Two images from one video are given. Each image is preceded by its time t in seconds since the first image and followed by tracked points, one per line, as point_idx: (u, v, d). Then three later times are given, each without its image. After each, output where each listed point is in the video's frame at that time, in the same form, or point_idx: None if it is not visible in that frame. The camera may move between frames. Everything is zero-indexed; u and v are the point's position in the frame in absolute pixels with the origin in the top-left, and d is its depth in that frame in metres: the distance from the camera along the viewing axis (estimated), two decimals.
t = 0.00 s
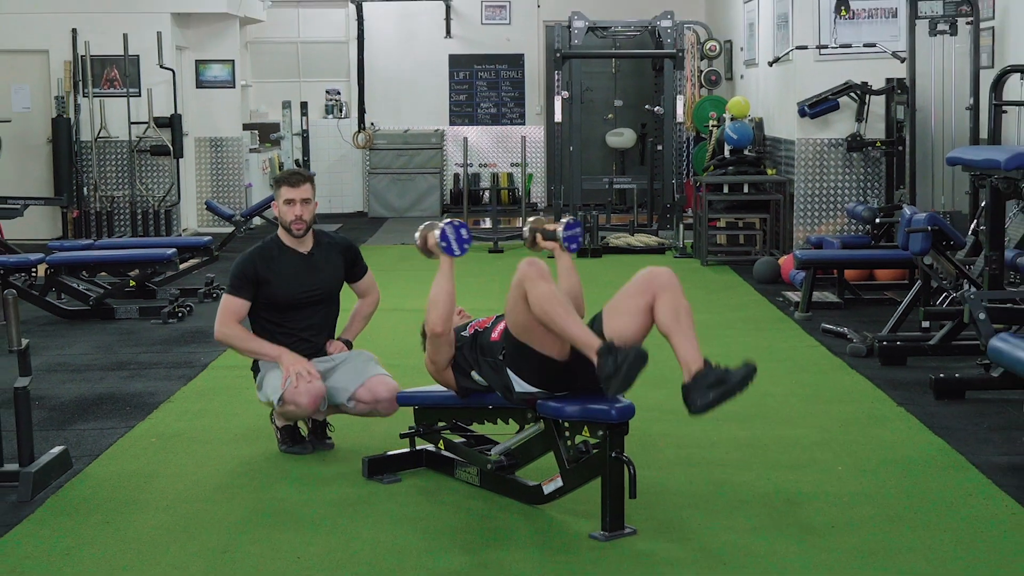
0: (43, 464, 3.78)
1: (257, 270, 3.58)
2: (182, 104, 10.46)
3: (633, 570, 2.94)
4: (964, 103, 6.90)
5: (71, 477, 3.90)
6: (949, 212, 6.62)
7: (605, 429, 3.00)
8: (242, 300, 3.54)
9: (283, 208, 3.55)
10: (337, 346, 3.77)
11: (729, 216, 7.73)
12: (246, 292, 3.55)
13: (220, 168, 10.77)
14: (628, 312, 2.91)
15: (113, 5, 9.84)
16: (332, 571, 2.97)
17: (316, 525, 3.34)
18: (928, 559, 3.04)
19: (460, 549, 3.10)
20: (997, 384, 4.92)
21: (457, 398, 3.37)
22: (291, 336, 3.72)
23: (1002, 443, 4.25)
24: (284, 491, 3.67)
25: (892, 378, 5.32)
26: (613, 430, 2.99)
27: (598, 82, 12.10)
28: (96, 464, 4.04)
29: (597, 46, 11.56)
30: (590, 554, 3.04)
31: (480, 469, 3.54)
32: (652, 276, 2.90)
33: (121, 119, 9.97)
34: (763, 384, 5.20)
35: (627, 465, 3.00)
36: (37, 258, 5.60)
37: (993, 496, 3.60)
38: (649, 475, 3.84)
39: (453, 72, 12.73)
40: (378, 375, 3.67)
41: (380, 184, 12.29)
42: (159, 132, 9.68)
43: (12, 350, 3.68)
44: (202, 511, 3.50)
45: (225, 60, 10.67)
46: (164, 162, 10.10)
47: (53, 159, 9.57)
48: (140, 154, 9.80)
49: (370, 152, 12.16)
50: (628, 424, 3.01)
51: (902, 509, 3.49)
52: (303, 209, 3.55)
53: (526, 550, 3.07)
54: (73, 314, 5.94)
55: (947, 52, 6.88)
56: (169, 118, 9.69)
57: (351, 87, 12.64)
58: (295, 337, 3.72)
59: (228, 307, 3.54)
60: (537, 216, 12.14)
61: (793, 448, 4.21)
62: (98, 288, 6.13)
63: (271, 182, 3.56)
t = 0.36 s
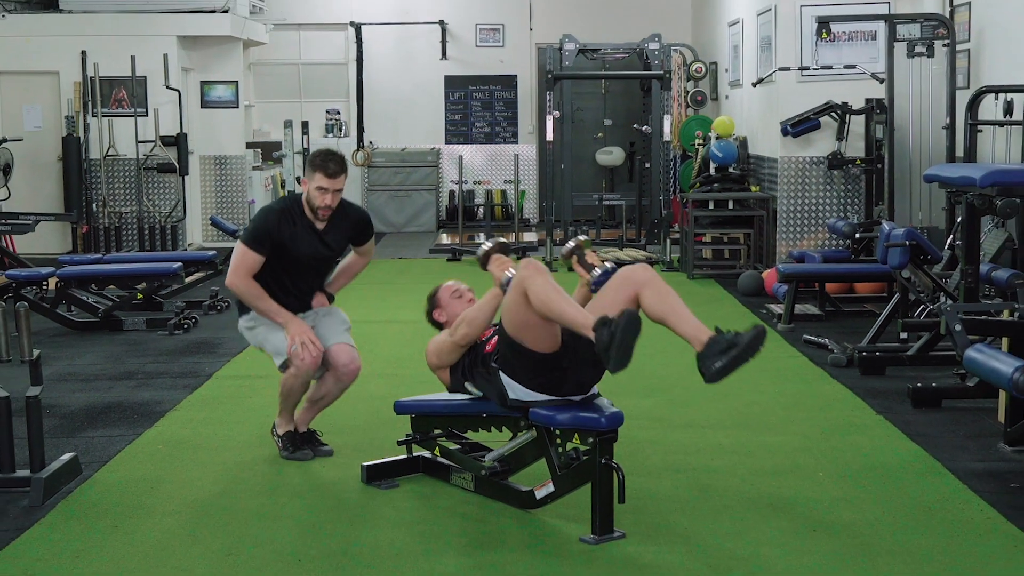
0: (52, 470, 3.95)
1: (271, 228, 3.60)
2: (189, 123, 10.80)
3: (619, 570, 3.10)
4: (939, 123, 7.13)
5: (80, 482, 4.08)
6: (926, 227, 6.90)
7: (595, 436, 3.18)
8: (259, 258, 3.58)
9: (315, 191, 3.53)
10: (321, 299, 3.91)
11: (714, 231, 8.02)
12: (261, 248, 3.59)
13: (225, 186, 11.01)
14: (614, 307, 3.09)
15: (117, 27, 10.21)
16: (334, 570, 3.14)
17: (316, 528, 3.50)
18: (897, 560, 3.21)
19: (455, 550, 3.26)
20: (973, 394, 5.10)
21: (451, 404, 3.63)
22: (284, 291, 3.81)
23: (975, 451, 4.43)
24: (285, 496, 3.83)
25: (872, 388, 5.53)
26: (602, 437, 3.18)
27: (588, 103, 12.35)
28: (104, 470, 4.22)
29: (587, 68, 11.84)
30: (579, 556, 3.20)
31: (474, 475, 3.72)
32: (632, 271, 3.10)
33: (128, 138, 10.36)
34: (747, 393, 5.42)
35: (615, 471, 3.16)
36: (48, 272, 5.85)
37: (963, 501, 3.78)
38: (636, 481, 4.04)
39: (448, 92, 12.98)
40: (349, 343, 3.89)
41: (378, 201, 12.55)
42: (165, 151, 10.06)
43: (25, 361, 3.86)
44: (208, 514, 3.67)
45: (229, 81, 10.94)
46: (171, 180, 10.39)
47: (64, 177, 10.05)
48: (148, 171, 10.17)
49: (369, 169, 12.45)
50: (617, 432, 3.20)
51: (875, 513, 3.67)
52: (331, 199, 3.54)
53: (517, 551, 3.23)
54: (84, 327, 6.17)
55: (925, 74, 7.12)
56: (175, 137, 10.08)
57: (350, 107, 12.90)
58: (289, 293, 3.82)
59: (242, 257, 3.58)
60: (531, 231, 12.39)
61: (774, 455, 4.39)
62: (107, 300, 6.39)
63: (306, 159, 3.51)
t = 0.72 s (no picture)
0: (63, 475, 3.79)
1: (277, 205, 3.68)
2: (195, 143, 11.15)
3: None
4: (917, 142, 7.45)
5: (90, 488, 3.90)
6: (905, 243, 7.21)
7: (584, 444, 3.09)
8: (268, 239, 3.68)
9: (319, 164, 3.58)
10: (316, 271, 3.99)
11: (699, 246, 8.31)
12: (268, 228, 3.68)
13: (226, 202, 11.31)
14: (627, 371, 3.04)
15: (126, 50, 10.55)
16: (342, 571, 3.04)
17: (311, 534, 3.35)
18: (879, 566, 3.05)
19: (452, 555, 3.14)
20: (950, 402, 4.86)
21: (447, 412, 3.51)
22: (291, 268, 3.90)
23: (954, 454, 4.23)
24: (285, 501, 3.69)
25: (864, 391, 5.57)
26: (593, 442, 3.08)
27: (579, 123, 12.68)
28: (113, 476, 4.06)
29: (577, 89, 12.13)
30: (571, 559, 3.10)
31: (468, 481, 3.58)
32: (652, 350, 3.00)
33: (136, 158, 10.78)
34: (740, 393, 5.49)
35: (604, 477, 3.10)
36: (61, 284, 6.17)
37: (941, 507, 3.55)
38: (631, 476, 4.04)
39: (444, 113, 13.26)
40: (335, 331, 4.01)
41: (377, 218, 12.81)
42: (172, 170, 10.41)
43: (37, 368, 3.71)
44: (217, 522, 3.50)
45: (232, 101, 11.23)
46: (176, 198, 10.86)
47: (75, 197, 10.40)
48: (155, 189, 10.58)
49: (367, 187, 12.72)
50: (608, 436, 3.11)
51: (869, 509, 3.59)
52: (336, 169, 3.59)
53: (511, 555, 3.13)
54: (94, 339, 6.45)
55: (901, 94, 7.46)
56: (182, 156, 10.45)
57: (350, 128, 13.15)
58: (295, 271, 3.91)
59: (253, 241, 3.68)
60: (525, 246, 12.59)
61: (774, 448, 4.35)
62: (116, 313, 6.67)
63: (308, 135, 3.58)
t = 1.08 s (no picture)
0: (69, 477, 3.78)
1: (266, 162, 3.76)
2: (196, 151, 11.32)
3: None
4: (907, 151, 7.61)
5: (96, 490, 3.89)
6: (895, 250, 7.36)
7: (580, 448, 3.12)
8: (259, 194, 3.75)
9: (295, 101, 3.74)
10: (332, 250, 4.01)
11: (693, 254, 8.45)
12: (258, 183, 3.75)
13: (231, 210, 11.68)
14: (632, 405, 3.05)
15: (130, 61, 10.68)
16: (345, 570, 3.06)
17: (312, 535, 3.37)
18: (861, 565, 3.07)
19: (450, 556, 3.17)
20: (937, 406, 4.92)
21: (445, 417, 3.54)
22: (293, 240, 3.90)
23: (942, 456, 4.27)
24: (288, 502, 3.72)
25: (857, 392, 5.64)
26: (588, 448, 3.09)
27: (574, 131, 12.80)
28: (118, 478, 4.04)
29: (573, 99, 12.26)
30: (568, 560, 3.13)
31: (466, 484, 3.63)
32: (663, 398, 3.02)
33: (140, 166, 10.90)
34: (735, 397, 5.56)
35: (601, 482, 3.12)
36: (66, 289, 6.32)
37: (926, 509, 3.57)
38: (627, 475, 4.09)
39: (442, 122, 13.39)
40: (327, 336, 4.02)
41: (375, 225, 12.91)
42: (174, 177, 10.53)
43: (42, 374, 3.65)
44: (221, 526, 3.48)
45: (235, 111, 11.47)
46: (179, 205, 10.97)
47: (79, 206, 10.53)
48: (158, 197, 10.73)
49: (366, 195, 12.85)
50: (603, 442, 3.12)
51: (864, 506, 3.63)
52: (314, 101, 3.76)
53: (508, 555, 3.17)
54: (97, 343, 6.59)
55: (892, 104, 7.65)
56: (183, 163, 10.57)
57: (349, 136, 13.29)
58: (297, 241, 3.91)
59: (244, 200, 3.76)
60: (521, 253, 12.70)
61: (770, 449, 4.40)
62: (119, 318, 6.81)
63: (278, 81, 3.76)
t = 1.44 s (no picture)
0: (69, 477, 3.77)
1: (252, 150, 3.77)
2: (196, 151, 11.32)
3: None
4: (907, 151, 7.62)
5: (95, 490, 3.88)
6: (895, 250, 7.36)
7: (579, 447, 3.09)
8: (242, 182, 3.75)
9: (284, 88, 3.77)
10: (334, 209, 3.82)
11: (693, 254, 8.47)
12: (242, 171, 3.76)
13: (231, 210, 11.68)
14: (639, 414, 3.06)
15: (131, 61, 10.68)
16: (344, 571, 3.06)
17: (311, 535, 3.37)
18: (860, 566, 3.06)
19: (450, 556, 3.16)
20: (937, 406, 4.92)
21: (444, 416, 3.54)
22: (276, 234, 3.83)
23: (942, 456, 4.28)
24: (289, 502, 3.72)
25: (857, 392, 5.64)
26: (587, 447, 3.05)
27: (574, 131, 12.80)
28: (119, 478, 4.04)
29: (573, 99, 12.27)
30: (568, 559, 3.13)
31: (466, 484, 3.63)
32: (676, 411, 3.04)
33: (140, 166, 10.91)
34: (735, 396, 5.56)
35: (601, 481, 3.09)
36: (66, 289, 6.33)
37: (925, 509, 3.57)
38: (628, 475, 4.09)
39: (442, 122, 13.39)
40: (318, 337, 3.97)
41: (375, 225, 12.93)
42: (175, 177, 10.53)
43: (42, 374, 3.64)
44: (220, 525, 3.47)
45: (234, 111, 11.48)
46: (179, 205, 10.97)
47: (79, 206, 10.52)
48: (158, 197, 10.73)
49: (366, 195, 12.85)
50: (602, 442, 3.06)
51: (864, 506, 3.63)
52: (303, 88, 3.78)
53: (508, 555, 3.17)
54: (98, 343, 6.60)
55: (892, 104, 7.65)
56: (183, 163, 10.57)
57: (349, 136, 13.29)
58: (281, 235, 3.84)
59: (230, 190, 3.77)
60: (521, 253, 12.69)
61: (770, 450, 4.40)
62: (119, 318, 6.82)
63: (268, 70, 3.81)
